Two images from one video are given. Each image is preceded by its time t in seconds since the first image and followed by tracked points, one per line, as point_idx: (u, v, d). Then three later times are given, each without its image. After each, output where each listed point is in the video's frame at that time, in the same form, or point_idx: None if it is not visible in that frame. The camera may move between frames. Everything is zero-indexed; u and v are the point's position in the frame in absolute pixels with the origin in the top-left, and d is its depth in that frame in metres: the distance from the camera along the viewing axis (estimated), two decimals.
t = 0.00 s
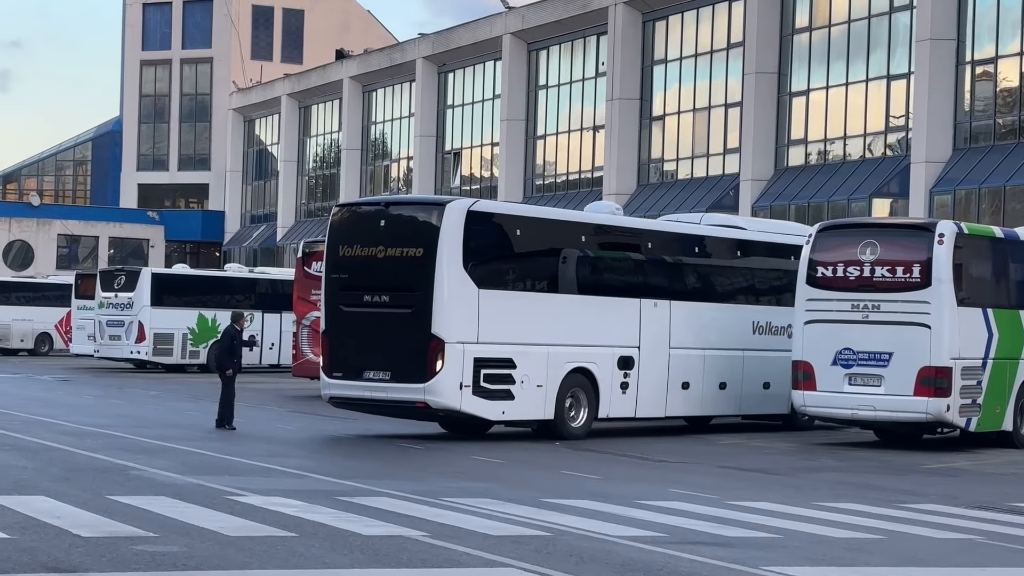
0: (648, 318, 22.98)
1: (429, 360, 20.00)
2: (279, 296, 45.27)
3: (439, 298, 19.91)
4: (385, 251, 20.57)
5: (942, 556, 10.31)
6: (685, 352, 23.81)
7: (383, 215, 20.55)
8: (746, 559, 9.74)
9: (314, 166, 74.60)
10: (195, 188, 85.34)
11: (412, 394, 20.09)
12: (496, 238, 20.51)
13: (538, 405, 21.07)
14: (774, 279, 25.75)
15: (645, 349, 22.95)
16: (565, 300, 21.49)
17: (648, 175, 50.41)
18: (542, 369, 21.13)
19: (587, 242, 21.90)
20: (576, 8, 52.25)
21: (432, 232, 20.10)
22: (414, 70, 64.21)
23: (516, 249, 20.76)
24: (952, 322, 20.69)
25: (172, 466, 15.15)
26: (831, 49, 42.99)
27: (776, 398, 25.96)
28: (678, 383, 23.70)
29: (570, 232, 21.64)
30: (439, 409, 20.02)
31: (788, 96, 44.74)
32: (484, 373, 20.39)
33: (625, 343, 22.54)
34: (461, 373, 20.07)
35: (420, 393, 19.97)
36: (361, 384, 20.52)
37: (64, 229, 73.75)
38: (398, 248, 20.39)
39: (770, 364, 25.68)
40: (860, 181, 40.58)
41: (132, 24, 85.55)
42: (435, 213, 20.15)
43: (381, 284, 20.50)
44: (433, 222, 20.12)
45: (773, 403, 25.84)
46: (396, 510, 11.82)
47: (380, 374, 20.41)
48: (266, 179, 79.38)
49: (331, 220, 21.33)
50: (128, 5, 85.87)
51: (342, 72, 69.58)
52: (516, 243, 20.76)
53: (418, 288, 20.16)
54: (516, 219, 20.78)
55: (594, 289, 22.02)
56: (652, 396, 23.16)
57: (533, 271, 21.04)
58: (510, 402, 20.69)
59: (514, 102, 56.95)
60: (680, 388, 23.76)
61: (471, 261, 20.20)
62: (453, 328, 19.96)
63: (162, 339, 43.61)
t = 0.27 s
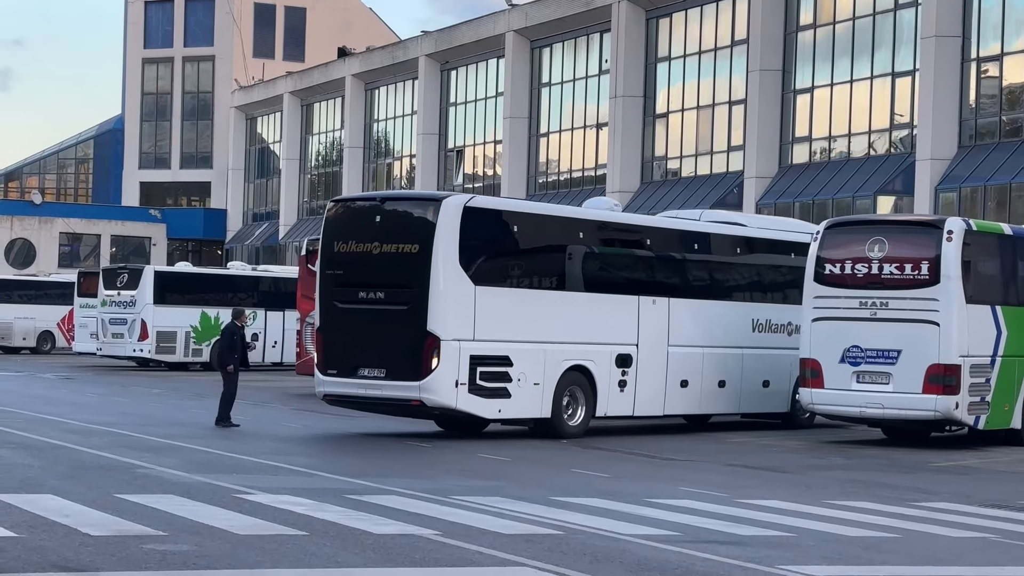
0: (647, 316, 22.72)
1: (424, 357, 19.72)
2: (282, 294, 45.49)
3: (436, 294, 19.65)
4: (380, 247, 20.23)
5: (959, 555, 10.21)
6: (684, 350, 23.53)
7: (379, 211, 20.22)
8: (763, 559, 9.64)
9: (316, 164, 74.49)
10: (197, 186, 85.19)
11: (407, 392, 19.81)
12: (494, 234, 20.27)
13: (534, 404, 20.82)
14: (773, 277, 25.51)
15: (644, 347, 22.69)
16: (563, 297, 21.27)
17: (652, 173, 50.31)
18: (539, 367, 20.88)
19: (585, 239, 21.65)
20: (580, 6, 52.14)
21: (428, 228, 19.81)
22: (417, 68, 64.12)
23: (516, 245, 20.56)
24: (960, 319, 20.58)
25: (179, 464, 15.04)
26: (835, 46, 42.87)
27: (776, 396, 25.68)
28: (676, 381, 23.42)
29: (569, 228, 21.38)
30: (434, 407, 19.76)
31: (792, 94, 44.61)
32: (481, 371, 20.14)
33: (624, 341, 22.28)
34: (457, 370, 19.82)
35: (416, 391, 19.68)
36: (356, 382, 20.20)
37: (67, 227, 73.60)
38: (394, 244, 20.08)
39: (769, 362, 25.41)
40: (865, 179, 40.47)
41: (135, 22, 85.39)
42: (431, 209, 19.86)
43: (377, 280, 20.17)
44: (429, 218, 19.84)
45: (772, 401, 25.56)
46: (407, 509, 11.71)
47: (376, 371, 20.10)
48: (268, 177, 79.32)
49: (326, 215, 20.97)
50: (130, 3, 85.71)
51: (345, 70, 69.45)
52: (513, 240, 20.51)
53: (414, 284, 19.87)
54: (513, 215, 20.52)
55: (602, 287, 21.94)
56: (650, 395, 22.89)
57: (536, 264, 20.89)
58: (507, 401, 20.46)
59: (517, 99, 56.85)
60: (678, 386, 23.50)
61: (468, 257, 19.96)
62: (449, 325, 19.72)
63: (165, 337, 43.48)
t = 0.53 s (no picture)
0: (646, 313, 22.50)
1: (420, 355, 19.54)
2: (285, 291, 45.46)
3: (432, 292, 19.46)
4: (376, 243, 20.05)
5: (980, 555, 10.11)
6: (684, 348, 23.29)
7: (375, 207, 20.04)
8: (783, 560, 9.54)
9: (318, 161, 74.37)
10: (199, 184, 85.10)
11: (403, 390, 19.59)
12: (491, 230, 20.07)
13: (532, 402, 20.63)
14: (773, 274, 25.29)
15: (643, 344, 22.47)
16: (562, 294, 21.08)
17: (656, 170, 50.18)
18: (537, 365, 20.70)
19: (584, 235, 21.43)
20: (583, 3, 51.99)
21: (424, 224, 19.61)
22: (420, 65, 63.98)
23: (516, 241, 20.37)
24: (971, 316, 20.47)
25: (189, 463, 14.95)
26: (841, 43, 42.71)
27: (776, 395, 25.41)
28: (675, 379, 23.18)
29: (568, 224, 21.16)
30: (431, 406, 19.57)
31: (797, 91, 44.50)
32: (478, 369, 19.95)
33: (623, 339, 22.04)
34: (454, 368, 19.63)
35: (413, 389, 19.47)
36: (350, 379, 20.00)
37: (68, 225, 73.60)
38: (389, 240, 19.89)
39: (769, 360, 25.15)
40: (870, 176, 40.36)
41: (136, 19, 85.24)
42: (427, 205, 19.66)
43: (372, 277, 19.99)
44: (425, 213, 19.64)
45: (772, 399, 25.29)
46: (419, 508, 11.63)
47: (371, 369, 19.91)
48: (270, 175, 79.23)
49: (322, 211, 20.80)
50: None
51: (347, 67, 69.31)
52: (511, 236, 20.31)
53: (409, 281, 19.68)
54: (511, 211, 20.32)
55: (613, 284, 21.91)
56: (649, 393, 22.68)
57: (541, 257, 20.77)
58: (504, 399, 20.27)
59: (520, 97, 56.71)
60: (678, 384, 23.25)
61: (465, 253, 19.75)
62: (446, 323, 19.54)
63: (168, 334, 43.44)
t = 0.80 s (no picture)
0: (646, 312, 22.23)
1: (416, 355, 19.19)
2: (288, 291, 45.44)
3: (428, 292, 19.13)
4: (371, 241, 19.76)
5: (1002, 559, 9.98)
6: (683, 347, 23.01)
7: (370, 204, 19.75)
8: (804, 565, 9.41)
9: (322, 160, 74.27)
10: (201, 183, 85.01)
11: (399, 391, 19.26)
12: (486, 229, 19.78)
13: (530, 402, 20.33)
14: (774, 275, 25.05)
15: (642, 344, 22.20)
16: (559, 294, 20.80)
17: (660, 169, 50.12)
18: (535, 365, 20.40)
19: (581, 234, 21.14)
20: (588, 2, 51.89)
21: (420, 222, 19.30)
22: (423, 64, 63.86)
23: (513, 239, 20.10)
24: (983, 316, 20.34)
25: (198, 464, 14.82)
26: (846, 42, 42.60)
27: (776, 396, 25.15)
28: (675, 379, 22.90)
29: (565, 222, 20.87)
30: (427, 407, 19.23)
31: (803, 89, 44.38)
32: (474, 369, 19.63)
33: (622, 338, 21.77)
34: (450, 369, 19.29)
35: (408, 389, 19.14)
36: (346, 380, 19.70)
37: (70, 224, 73.56)
38: (385, 239, 19.60)
39: (769, 361, 24.90)
40: (877, 175, 40.23)
41: (139, 18, 85.11)
42: (423, 203, 19.36)
43: (368, 276, 19.69)
44: (421, 211, 19.33)
45: (772, 400, 25.03)
46: (432, 511, 11.50)
47: (367, 369, 19.60)
48: (273, 174, 79.18)
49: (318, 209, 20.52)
50: None
51: (351, 66, 69.18)
52: (507, 235, 20.05)
53: (405, 280, 19.37)
54: (507, 209, 20.04)
55: (623, 284, 21.84)
56: (649, 392, 22.40)
57: (539, 253, 20.49)
58: (501, 400, 19.95)
59: (524, 96, 56.58)
60: (678, 384, 22.99)
61: (460, 252, 19.45)
62: (442, 322, 19.21)
63: (172, 334, 43.32)
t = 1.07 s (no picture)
0: (643, 308, 21.97)
1: (411, 351, 18.94)
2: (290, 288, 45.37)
3: (423, 287, 18.87)
4: (364, 236, 19.48)
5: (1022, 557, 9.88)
6: (681, 343, 22.77)
7: (364, 198, 19.47)
8: (823, 562, 9.31)
9: (324, 156, 74.16)
10: (203, 179, 84.86)
11: (393, 387, 19.02)
12: (481, 223, 19.51)
13: (525, 399, 20.10)
14: (774, 270, 24.82)
15: (639, 339, 21.96)
16: (556, 289, 20.54)
17: (664, 166, 49.99)
18: (530, 361, 20.17)
19: (578, 229, 20.87)
20: None
21: (415, 217, 19.03)
22: (426, 60, 63.68)
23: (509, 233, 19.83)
24: (993, 312, 20.22)
25: (205, 461, 14.71)
26: (851, 39, 42.46)
27: (775, 392, 24.92)
28: (673, 375, 22.66)
29: (561, 216, 20.59)
30: (420, 404, 18.99)
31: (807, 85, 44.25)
32: (469, 365, 19.39)
33: (619, 334, 21.54)
34: (444, 365, 19.05)
35: (402, 386, 18.90)
36: (339, 376, 19.44)
37: (72, 221, 73.42)
38: (378, 233, 19.32)
39: (768, 357, 24.66)
40: (882, 171, 40.10)
41: (141, 14, 84.90)
42: (418, 197, 19.08)
43: (361, 271, 19.42)
44: (415, 205, 19.05)
45: (771, 397, 24.80)
46: (443, 508, 11.39)
47: (360, 366, 19.34)
48: (275, 170, 79.07)
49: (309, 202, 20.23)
50: None
51: (353, 62, 68.97)
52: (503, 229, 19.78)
53: (399, 275, 19.10)
54: (502, 203, 19.77)
55: (625, 279, 21.70)
56: (646, 388, 22.16)
57: (534, 246, 20.20)
58: (497, 397, 19.72)
59: (528, 92, 56.42)
60: (676, 380, 22.74)
61: (455, 246, 19.19)
62: (437, 318, 18.95)
63: (174, 331, 43.19)
